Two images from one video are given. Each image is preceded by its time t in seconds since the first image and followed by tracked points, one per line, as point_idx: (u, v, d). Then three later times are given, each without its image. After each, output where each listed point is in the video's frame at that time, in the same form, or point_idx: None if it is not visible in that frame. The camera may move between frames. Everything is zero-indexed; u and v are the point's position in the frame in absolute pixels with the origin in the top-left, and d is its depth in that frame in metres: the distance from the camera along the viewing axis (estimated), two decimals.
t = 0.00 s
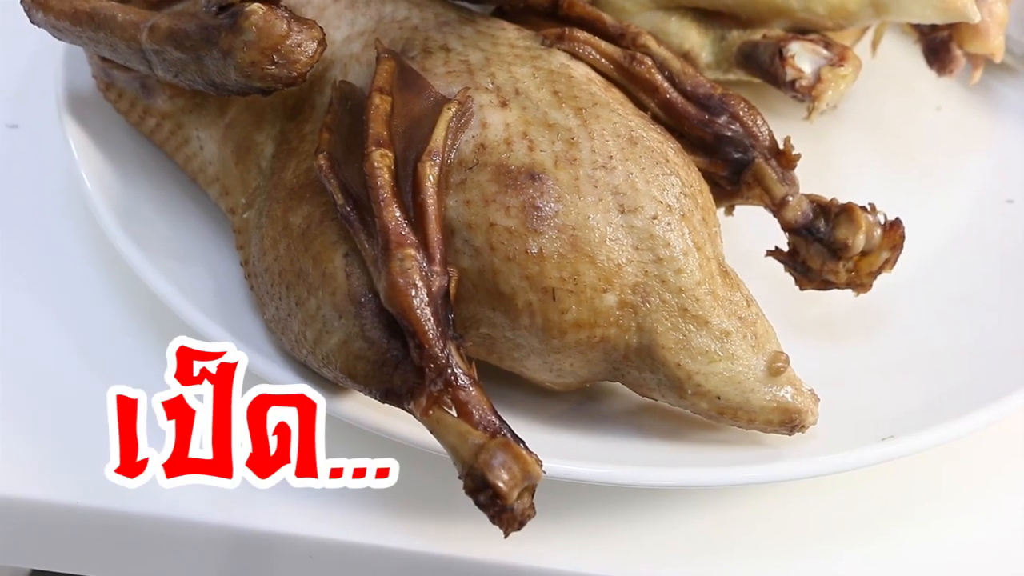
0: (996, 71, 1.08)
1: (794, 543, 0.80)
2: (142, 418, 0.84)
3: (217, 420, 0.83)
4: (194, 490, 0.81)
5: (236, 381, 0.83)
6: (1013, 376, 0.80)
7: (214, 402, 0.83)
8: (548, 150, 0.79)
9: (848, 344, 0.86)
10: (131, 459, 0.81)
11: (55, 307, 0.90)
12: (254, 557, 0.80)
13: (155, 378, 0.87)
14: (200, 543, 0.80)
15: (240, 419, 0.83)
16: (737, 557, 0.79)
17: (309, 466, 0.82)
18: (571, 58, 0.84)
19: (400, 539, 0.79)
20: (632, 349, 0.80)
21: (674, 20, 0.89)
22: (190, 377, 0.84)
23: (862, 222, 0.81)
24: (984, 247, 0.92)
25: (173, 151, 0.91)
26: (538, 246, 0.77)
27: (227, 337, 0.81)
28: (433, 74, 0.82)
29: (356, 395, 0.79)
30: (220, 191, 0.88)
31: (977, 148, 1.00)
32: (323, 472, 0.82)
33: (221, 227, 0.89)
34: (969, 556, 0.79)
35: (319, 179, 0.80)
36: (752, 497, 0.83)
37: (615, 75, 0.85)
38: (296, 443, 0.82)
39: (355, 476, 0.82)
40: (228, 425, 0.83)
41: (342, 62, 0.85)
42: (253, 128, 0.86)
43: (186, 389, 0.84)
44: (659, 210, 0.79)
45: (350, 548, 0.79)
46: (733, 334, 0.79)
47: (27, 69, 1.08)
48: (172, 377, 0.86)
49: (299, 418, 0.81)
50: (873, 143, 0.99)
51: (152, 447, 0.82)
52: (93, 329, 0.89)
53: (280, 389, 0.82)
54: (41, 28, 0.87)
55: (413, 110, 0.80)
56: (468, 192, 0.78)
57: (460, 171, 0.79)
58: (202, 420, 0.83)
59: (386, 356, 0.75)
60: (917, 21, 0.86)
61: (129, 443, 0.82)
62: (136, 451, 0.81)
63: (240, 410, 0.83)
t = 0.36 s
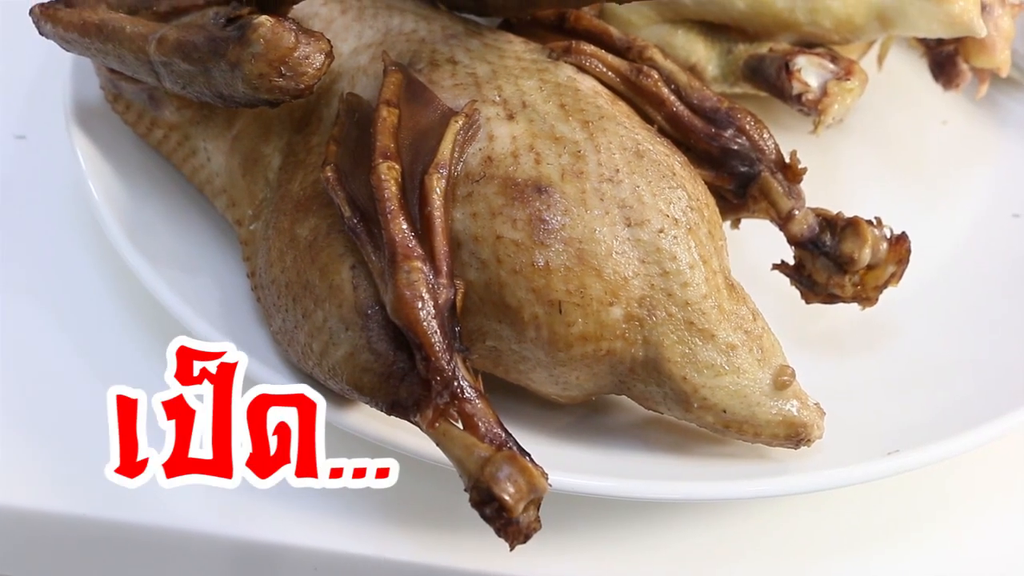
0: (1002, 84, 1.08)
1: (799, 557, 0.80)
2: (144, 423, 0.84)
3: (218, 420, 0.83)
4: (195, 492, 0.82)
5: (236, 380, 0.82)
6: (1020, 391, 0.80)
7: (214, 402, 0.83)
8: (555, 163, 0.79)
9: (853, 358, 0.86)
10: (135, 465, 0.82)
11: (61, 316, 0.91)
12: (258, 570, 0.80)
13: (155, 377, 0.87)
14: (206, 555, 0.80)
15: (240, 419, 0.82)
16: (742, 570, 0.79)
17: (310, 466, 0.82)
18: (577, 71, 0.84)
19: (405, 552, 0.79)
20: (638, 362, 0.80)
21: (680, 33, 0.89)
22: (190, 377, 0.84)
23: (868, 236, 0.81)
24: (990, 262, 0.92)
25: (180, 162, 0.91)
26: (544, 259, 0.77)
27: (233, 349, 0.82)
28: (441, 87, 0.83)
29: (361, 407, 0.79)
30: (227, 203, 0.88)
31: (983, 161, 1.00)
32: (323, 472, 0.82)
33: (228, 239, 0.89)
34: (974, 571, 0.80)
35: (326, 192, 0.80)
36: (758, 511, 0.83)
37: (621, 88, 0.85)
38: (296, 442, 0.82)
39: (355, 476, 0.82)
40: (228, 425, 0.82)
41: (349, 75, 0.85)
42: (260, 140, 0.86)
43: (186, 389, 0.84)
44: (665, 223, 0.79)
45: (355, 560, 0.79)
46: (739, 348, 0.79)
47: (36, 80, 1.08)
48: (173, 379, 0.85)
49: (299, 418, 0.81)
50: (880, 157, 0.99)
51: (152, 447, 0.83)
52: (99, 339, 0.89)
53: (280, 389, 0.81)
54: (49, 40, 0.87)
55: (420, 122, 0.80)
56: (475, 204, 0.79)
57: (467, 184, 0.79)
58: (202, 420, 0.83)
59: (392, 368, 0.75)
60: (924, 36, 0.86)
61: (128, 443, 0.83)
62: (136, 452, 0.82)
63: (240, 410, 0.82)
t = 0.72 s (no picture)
0: (1011, 99, 1.08)
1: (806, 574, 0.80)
2: (146, 423, 0.85)
3: (217, 420, 0.82)
4: (195, 491, 0.83)
5: (236, 380, 0.82)
6: None
7: (215, 402, 0.83)
8: (565, 179, 0.79)
9: (863, 375, 0.86)
10: (135, 465, 0.83)
11: (69, 327, 0.91)
12: None
13: (155, 378, 0.88)
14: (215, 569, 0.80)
15: (240, 419, 0.82)
16: None
17: (309, 466, 0.82)
18: (588, 87, 0.85)
19: (413, 567, 0.79)
20: (647, 378, 0.80)
21: (691, 50, 0.90)
22: (190, 377, 0.83)
23: (877, 253, 0.81)
24: (999, 279, 0.92)
25: (191, 176, 0.91)
26: (555, 275, 0.77)
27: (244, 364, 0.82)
28: (451, 102, 0.83)
29: (370, 421, 0.79)
30: (238, 217, 0.88)
31: (992, 178, 1.00)
32: (323, 473, 0.82)
33: (239, 252, 0.90)
34: None
35: (337, 206, 0.80)
36: (766, 528, 0.83)
37: (632, 104, 0.85)
38: (296, 442, 0.81)
39: (355, 477, 0.82)
40: (228, 426, 0.82)
41: (360, 90, 0.85)
42: (271, 155, 0.86)
43: (186, 389, 0.84)
44: (675, 240, 0.79)
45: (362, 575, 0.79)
46: (748, 364, 0.79)
47: (47, 91, 1.07)
48: (173, 379, 0.85)
49: (299, 418, 0.80)
50: (888, 174, 0.99)
51: (152, 447, 0.84)
52: (108, 351, 0.89)
53: (280, 389, 0.81)
54: (62, 54, 0.88)
55: (431, 138, 0.80)
56: (485, 220, 0.79)
57: (477, 200, 0.79)
58: (202, 420, 0.83)
59: (402, 384, 0.75)
60: (933, 53, 0.87)
61: (128, 443, 0.84)
62: (136, 452, 0.83)
63: (240, 410, 0.82)
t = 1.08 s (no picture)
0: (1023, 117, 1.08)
1: None
2: (145, 421, 0.86)
3: (217, 420, 0.82)
4: (200, 496, 0.84)
5: (236, 380, 0.82)
6: None
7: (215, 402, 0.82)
8: (578, 196, 0.79)
9: (874, 392, 0.86)
10: (136, 465, 0.84)
11: (79, 337, 0.91)
12: None
13: (158, 380, 0.88)
14: None
15: (240, 419, 0.82)
16: None
17: (309, 466, 0.82)
18: (601, 103, 0.85)
19: None
20: (658, 395, 0.80)
21: (703, 67, 0.90)
22: (190, 376, 0.84)
23: (890, 271, 0.81)
24: (1010, 298, 0.92)
25: (205, 190, 0.91)
26: (567, 291, 0.77)
27: (256, 378, 0.82)
28: (464, 118, 0.83)
29: (382, 436, 0.79)
30: (251, 231, 0.88)
31: (1003, 196, 1.00)
32: (323, 472, 0.83)
33: (251, 266, 0.90)
34: None
35: (350, 221, 0.80)
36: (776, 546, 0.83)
37: (644, 120, 0.85)
38: (296, 442, 0.81)
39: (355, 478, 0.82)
40: (228, 426, 0.82)
41: (374, 105, 0.85)
42: (284, 169, 0.86)
43: (187, 389, 0.84)
44: (687, 257, 0.79)
45: None
46: (760, 382, 0.79)
47: (63, 104, 1.07)
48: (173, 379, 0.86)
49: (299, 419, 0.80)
50: (900, 191, 0.99)
51: (152, 447, 0.85)
52: (119, 363, 0.90)
53: (281, 389, 0.81)
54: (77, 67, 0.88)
55: (444, 153, 0.80)
56: (498, 236, 0.79)
57: (490, 216, 0.79)
58: (202, 420, 0.83)
59: (415, 399, 0.75)
60: (945, 71, 0.86)
61: (129, 442, 0.85)
62: (136, 451, 0.84)
63: (240, 410, 0.82)
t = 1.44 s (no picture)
0: None
1: None
2: (151, 425, 0.87)
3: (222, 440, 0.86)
4: (208, 508, 0.82)
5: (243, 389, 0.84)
6: None
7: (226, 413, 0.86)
8: (591, 215, 0.79)
9: (886, 413, 0.86)
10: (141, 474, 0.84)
11: (88, 349, 0.91)
12: None
13: (168, 395, 0.89)
14: None
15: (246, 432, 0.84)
16: None
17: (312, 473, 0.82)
18: (613, 123, 0.85)
19: None
20: (670, 415, 0.80)
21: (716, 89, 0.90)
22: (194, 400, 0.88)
23: (902, 292, 0.81)
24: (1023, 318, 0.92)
25: (218, 207, 0.92)
26: (579, 310, 0.77)
27: (268, 394, 0.82)
28: (478, 137, 0.83)
29: (394, 454, 0.80)
30: (264, 248, 0.88)
31: (1016, 217, 1.00)
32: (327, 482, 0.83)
33: (263, 283, 0.90)
34: None
35: (363, 239, 0.80)
36: (786, 566, 0.83)
37: (657, 140, 0.86)
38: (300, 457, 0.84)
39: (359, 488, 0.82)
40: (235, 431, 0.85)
41: (387, 123, 0.85)
42: (298, 187, 0.86)
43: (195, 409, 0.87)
44: (700, 276, 0.79)
45: None
46: (772, 403, 0.79)
47: (77, 122, 1.09)
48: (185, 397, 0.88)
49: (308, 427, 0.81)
50: (912, 211, 1.00)
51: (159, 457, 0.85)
52: (130, 377, 0.90)
53: (291, 406, 0.82)
54: (92, 84, 0.88)
55: (457, 172, 0.81)
56: (510, 255, 0.79)
57: (503, 235, 0.80)
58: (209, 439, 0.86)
59: (427, 418, 0.75)
60: (958, 92, 0.87)
61: (134, 452, 0.85)
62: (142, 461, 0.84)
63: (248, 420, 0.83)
